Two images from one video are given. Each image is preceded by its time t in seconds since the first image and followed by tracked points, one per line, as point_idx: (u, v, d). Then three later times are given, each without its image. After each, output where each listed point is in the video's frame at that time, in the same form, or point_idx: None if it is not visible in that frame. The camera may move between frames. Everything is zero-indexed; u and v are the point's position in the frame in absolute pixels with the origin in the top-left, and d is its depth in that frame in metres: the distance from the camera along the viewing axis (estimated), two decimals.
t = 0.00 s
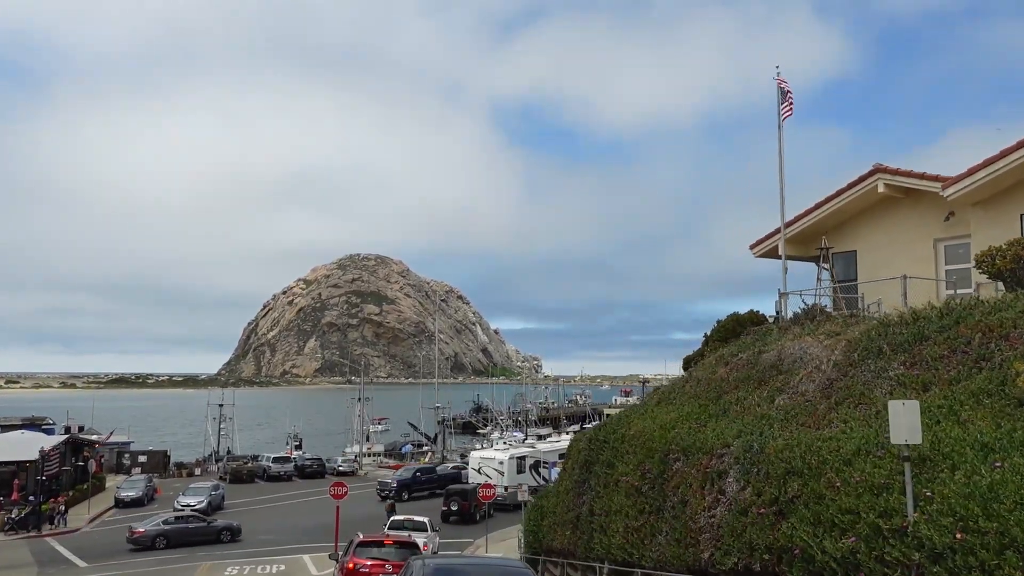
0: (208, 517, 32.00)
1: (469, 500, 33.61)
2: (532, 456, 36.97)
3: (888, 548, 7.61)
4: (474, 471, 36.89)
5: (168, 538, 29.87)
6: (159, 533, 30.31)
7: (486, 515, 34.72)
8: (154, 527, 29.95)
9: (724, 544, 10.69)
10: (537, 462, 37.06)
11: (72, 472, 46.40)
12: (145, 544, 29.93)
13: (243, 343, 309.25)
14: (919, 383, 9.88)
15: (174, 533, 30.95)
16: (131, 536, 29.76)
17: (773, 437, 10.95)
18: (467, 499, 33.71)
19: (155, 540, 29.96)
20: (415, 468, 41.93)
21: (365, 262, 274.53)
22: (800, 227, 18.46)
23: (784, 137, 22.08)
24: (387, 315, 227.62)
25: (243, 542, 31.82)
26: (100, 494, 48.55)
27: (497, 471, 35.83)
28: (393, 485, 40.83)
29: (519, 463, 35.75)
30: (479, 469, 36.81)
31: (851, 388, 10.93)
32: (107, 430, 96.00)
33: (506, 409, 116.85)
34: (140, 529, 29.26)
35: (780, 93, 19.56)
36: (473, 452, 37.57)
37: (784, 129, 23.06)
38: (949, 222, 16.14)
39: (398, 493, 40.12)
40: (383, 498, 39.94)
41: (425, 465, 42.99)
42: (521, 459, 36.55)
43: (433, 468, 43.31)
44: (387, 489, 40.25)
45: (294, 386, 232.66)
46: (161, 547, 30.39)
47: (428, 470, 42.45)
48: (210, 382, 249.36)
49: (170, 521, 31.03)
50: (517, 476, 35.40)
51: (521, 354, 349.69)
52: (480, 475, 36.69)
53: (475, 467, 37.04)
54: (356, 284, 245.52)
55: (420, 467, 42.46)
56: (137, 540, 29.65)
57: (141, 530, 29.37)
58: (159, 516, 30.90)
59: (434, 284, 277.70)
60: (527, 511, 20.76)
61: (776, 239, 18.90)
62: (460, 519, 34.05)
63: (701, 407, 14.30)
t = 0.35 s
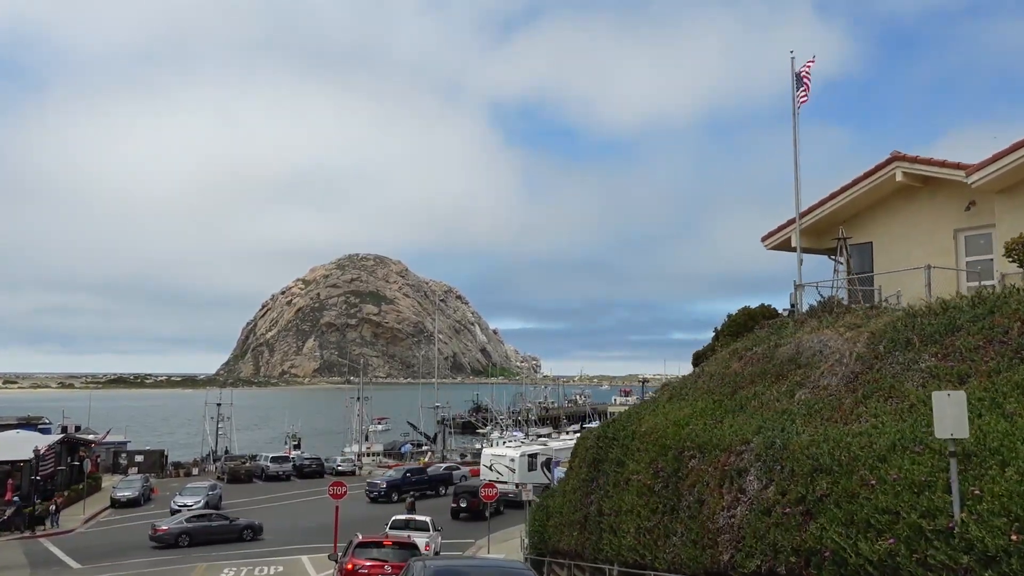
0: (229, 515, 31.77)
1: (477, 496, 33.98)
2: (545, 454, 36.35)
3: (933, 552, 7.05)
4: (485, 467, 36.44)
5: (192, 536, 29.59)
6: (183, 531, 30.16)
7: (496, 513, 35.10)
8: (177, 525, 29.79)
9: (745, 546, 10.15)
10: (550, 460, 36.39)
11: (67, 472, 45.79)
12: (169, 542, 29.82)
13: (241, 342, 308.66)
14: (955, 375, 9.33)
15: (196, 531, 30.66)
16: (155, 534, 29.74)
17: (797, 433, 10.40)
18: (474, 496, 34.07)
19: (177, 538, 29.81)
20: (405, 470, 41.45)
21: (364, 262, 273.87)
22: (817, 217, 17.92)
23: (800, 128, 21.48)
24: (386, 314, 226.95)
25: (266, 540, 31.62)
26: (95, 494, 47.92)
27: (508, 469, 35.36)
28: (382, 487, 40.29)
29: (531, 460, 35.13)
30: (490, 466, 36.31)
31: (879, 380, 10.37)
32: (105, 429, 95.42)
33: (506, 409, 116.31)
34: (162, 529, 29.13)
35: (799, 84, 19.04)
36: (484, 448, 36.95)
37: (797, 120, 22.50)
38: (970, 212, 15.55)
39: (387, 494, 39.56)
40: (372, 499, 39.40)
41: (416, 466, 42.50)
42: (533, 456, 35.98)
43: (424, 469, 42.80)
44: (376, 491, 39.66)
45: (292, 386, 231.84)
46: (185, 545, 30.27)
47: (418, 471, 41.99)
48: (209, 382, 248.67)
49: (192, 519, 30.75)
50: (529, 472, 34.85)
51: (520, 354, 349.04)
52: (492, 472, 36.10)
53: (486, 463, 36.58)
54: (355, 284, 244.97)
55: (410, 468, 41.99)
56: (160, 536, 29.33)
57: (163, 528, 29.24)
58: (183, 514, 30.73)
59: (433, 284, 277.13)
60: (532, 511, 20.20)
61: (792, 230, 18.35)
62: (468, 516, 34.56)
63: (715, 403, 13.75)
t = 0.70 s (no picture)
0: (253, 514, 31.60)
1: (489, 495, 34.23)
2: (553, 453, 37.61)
3: (986, 556, 6.50)
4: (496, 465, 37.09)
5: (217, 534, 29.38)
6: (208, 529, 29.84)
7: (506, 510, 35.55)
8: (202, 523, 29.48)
9: (769, 548, 9.62)
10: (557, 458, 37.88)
11: (63, 471, 45.15)
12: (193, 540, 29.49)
13: (240, 343, 308.13)
14: (995, 367, 8.81)
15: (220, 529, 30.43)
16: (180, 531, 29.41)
17: (823, 429, 9.86)
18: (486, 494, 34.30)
19: (202, 536, 29.49)
20: (394, 470, 40.51)
21: (362, 262, 273.43)
22: (832, 207, 17.37)
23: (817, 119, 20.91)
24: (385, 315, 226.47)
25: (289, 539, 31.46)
26: (91, 493, 47.28)
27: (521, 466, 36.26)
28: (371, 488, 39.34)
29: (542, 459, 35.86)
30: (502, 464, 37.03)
31: (910, 373, 9.83)
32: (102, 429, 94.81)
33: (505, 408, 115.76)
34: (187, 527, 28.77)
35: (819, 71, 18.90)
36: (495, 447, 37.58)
37: (811, 111, 21.94)
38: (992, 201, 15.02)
39: (377, 495, 38.62)
40: (361, 501, 38.48)
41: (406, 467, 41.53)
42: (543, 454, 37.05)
43: (415, 469, 41.81)
44: (365, 492, 38.72)
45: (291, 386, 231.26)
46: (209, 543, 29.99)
47: (408, 472, 41.00)
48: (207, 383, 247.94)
49: (216, 517, 30.51)
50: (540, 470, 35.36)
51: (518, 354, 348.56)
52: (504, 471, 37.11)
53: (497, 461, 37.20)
54: (354, 285, 244.50)
55: (400, 469, 41.01)
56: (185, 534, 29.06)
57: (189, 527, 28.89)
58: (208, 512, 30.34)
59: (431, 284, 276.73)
60: (537, 511, 19.65)
61: (805, 221, 17.82)
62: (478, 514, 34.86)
63: (730, 400, 13.20)
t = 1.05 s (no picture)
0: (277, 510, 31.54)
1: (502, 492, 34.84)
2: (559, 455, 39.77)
3: None
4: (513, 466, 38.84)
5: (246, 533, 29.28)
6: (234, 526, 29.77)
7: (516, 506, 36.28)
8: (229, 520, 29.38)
9: (797, 550, 9.06)
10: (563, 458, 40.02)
11: (58, 471, 44.52)
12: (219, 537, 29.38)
13: (238, 343, 307.67)
14: None
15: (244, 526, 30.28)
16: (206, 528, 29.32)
17: (852, 423, 9.31)
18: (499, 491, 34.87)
19: (229, 533, 29.43)
20: (384, 471, 39.73)
21: (361, 262, 273.12)
22: (850, 196, 16.83)
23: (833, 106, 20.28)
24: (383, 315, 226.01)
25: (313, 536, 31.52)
26: (87, 494, 46.64)
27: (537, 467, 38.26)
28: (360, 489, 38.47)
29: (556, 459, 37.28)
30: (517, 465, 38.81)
31: (946, 364, 9.27)
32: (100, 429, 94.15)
33: (505, 408, 115.23)
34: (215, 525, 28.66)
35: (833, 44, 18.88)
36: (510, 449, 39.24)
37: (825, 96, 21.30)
38: (1015, 189, 14.44)
39: (366, 497, 37.70)
40: (349, 502, 37.58)
41: (396, 468, 40.74)
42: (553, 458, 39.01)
43: (406, 470, 41.04)
44: (354, 493, 37.81)
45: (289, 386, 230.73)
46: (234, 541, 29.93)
47: (398, 472, 40.26)
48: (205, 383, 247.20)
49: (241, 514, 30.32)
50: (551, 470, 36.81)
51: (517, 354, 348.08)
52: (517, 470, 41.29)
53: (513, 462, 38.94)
54: (352, 285, 244.05)
55: (390, 470, 40.22)
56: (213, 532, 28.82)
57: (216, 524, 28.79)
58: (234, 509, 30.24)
59: (430, 285, 276.34)
60: (543, 511, 19.12)
61: (821, 211, 17.27)
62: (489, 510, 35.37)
63: (747, 395, 12.65)
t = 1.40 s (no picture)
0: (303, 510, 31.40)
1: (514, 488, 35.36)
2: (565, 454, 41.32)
3: None
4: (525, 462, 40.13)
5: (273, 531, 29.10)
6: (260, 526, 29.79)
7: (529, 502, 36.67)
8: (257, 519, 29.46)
9: (827, 552, 8.52)
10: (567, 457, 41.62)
11: (53, 472, 43.91)
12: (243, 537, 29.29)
13: (237, 343, 306.94)
14: None
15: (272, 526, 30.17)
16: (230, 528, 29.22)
17: (885, 418, 8.76)
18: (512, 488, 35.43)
19: (256, 532, 29.38)
20: (374, 472, 39.07)
21: (360, 262, 272.38)
22: (867, 185, 16.28)
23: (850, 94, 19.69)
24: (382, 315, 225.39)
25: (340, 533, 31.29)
26: (82, 494, 46.02)
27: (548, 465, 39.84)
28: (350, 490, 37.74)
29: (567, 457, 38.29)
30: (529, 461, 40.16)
31: (987, 356, 8.74)
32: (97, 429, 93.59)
33: (505, 408, 114.60)
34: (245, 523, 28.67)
35: (848, 24, 18.70)
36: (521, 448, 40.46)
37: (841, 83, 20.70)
38: None
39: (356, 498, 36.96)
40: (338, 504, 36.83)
41: (385, 469, 40.10)
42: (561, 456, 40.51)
43: (396, 472, 40.39)
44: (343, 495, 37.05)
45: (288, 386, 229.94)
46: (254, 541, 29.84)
47: (388, 473, 39.51)
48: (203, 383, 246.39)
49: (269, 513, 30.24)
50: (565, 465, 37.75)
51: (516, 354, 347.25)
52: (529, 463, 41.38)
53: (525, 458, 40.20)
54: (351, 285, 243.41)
55: (380, 470, 39.55)
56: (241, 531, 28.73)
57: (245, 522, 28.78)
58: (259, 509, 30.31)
59: (429, 285, 275.64)
60: (549, 512, 18.57)
61: (837, 201, 16.70)
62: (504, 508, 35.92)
63: (766, 389, 12.10)
